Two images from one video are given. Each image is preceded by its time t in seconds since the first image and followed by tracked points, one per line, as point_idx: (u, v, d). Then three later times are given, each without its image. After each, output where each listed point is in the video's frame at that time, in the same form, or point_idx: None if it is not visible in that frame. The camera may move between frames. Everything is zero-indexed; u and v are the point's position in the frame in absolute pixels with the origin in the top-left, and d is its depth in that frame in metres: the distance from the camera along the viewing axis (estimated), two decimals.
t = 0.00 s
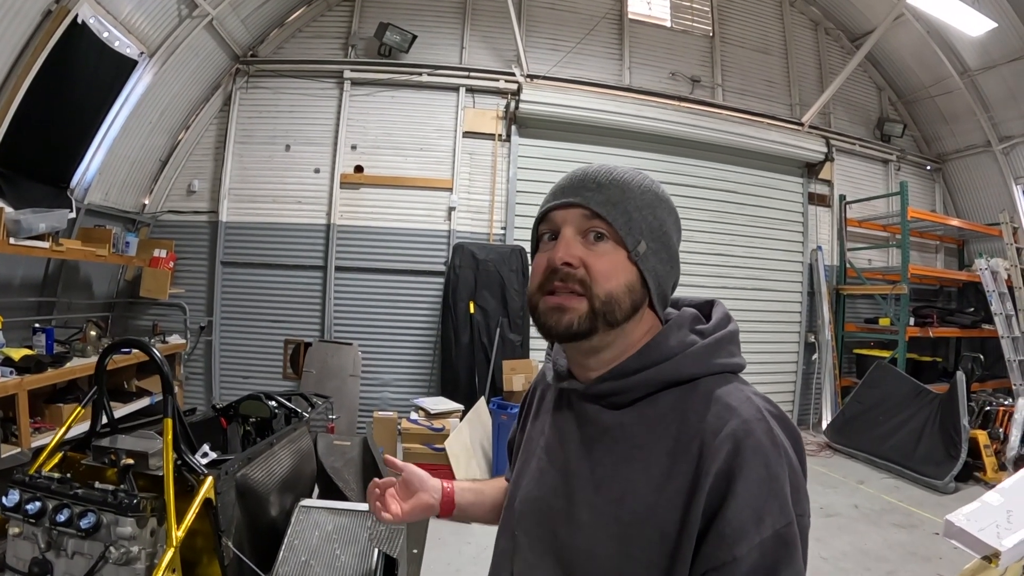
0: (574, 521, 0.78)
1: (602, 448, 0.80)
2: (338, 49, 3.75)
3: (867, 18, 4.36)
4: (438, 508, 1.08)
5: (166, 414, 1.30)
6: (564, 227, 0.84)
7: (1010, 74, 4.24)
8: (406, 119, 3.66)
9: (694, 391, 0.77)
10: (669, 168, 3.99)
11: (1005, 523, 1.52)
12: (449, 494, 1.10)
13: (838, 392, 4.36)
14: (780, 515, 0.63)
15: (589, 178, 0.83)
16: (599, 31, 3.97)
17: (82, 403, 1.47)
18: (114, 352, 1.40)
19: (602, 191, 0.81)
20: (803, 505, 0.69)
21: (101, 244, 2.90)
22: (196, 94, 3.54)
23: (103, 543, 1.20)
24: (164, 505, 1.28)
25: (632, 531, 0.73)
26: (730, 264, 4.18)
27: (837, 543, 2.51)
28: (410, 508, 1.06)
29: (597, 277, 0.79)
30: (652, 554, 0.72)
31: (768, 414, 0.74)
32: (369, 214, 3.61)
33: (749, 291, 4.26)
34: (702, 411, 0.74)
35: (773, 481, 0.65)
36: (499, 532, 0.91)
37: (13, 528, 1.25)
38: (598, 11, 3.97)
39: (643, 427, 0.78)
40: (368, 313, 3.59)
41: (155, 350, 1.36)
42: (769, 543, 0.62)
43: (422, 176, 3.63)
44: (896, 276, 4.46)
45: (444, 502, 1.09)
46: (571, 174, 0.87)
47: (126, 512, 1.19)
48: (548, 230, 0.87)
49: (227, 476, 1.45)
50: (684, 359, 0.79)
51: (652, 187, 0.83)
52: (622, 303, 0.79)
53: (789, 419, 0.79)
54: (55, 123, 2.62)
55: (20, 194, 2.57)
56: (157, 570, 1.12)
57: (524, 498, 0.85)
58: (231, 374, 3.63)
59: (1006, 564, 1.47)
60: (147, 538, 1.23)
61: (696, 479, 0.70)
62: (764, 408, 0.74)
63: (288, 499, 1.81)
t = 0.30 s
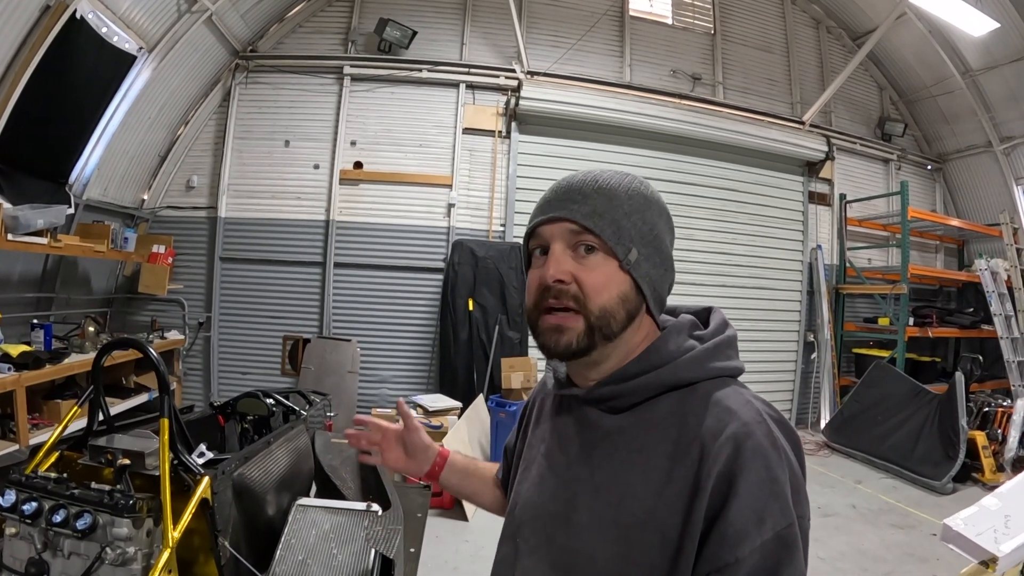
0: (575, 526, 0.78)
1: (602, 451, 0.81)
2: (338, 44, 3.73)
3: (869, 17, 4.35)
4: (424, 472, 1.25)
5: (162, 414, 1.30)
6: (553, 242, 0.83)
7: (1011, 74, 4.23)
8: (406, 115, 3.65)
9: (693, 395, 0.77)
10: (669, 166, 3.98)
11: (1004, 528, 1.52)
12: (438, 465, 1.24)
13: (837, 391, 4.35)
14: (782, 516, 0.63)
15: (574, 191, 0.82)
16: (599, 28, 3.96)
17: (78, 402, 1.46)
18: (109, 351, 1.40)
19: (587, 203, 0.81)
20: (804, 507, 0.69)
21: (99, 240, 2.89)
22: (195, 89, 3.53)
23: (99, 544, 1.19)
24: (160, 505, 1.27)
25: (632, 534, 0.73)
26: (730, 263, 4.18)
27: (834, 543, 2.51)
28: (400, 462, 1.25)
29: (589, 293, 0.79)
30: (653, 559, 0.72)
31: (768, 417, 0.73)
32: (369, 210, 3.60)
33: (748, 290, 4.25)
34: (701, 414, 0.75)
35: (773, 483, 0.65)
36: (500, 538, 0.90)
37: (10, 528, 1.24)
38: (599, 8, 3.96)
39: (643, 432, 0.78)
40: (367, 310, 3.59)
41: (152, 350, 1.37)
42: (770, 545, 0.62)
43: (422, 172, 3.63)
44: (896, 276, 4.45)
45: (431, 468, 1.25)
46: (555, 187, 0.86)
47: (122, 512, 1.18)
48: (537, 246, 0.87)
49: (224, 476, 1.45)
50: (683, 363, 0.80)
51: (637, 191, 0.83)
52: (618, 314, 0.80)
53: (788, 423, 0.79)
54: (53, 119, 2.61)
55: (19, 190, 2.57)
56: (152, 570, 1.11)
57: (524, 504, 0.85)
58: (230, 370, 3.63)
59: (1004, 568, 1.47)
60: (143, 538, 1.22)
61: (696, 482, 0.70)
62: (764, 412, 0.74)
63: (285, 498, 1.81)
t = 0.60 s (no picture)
0: (570, 530, 0.78)
1: (595, 455, 0.81)
2: (339, 39, 3.72)
3: (872, 14, 4.33)
4: (437, 460, 1.25)
5: (157, 410, 1.30)
6: (547, 234, 0.84)
7: (1014, 74, 4.21)
8: (406, 111, 3.64)
9: (687, 397, 0.77)
10: (670, 163, 3.97)
11: (1004, 531, 1.52)
12: (453, 455, 1.24)
13: (837, 390, 4.34)
14: (778, 519, 0.62)
15: (567, 185, 0.84)
16: (601, 24, 3.94)
17: (73, 398, 1.46)
18: (104, 348, 1.40)
19: (582, 196, 0.83)
20: (799, 508, 0.68)
21: (98, 235, 2.89)
22: (196, 84, 3.52)
23: (93, 541, 1.19)
24: (154, 503, 1.27)
25: (627, 538, 0.73)
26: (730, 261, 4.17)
27: (833, 543, 2.51)
28: (416, 446, 1.27)
29: (584, 282, 0.79)
30: (649, 562, 0.72)
31: (763, 419, 0.73)
32: (369, 206, 3.59)
33: (749, 288, 4.24)
34: (695, 417, 0.74)
35: (768, 486, 0.64)
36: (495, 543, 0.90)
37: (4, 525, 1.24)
38: (601, 4, 3.94)
39: (636, 434, 0.78)
40: (367, 306, 3.58)
41: (147, 347, 1.37)
42: (766, 549, 0.61)
43: (422, 168, 3.62)
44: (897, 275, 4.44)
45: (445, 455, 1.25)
46: (549, 183, 0.88)
47: (116, 510, 1.17)
48: (530, 240, 0.88)
49: (219, 473, 1.45)
50: (676, 363, 0.80)
51: (629, 191, 0.86)
52: (612, 305, 0.80)
53: (783, 423, 0.79)
54: (52, 114, 2.60)
55: (18, 184, 2.57)
56: (146, 568, 1.11)
57: (518, 508, 0.85)
58: (229, 366, 3.63)
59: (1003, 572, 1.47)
60: (137, 536, 1.21)
61: (691, 485, 0.70)
62: (759, 413, 0.74)
63: (282, 495, 1.81)
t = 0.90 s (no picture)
0: (570, 537, 0.78)
1: (596, 462, 0.81)
2: (340, 37, 3.71)
3: (876, 14, 4.31)
4: (426, 481, 1.24)
5: (157, 412, 1.31)
6: (550, 237, 0.85)
7: (1018, 74, 4.20)
8: (408, 109, 3.64)
9: (688, 404, 0.78)
10: (672, 162, 3.96)
11: (1003, 538, 1.52)
12: (442, 475, 1.24)
13: (837, 390, 4.34)
14: (778, 525, 0.63)
15: (573, 190, 0.85)
16: (604, 22, 3.93)
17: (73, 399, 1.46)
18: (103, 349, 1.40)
19: (585, 200, 0.84)
20: (800, 514, 0.69)
21: (98, 233, 2.88)
22: (197, 81, 3.52)
23: (93, 543, 1.19)
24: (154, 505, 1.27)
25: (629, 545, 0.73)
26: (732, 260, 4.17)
27: (832, 544, 2.51)
28: (403, 470, 1.24)
29: (585, 282, 0.79)
30: (650, 568, 0.72)
31: (762, 425, 0.74)
32: (370, 204, 3.59)
33: (750, 287, 4.24)
34: (696, 424, 0.75)
35: (769, 491, 0.64)
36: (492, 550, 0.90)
37: (4, 527, 1.24)
38: (604, 2, 3.93)
39: (637, 441, 0.79)
40: (367, 303, 3.58)
41: (147, 348, 1.37)
42: (767, 554, 0.62)
43: (423, 166, 3.61)
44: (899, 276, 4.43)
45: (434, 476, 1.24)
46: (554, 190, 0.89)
47: (115, 512, 1.17)
48: (534, 242, 0.89)
49: (219, 474, 1.45)
50: (678, 372, 0.80)
51: (633, 200, 0.87)
52: (612, 307, 0.80)
53: (781, 429, 0.80)
54: (53, 111, 2.60)
55: (18, 181, 2.56)
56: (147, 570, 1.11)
57: (517, 516, 0.85)
58: (229, 363, 3.63)
59: None
60: (136, 538, 1.21)
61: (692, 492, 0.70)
62: (759, 420, 0.75)
63: (281, 495, 1.81)
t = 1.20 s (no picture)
0: (568, 543, 0.77)
1: (593, 466, 0.80)
2: (342, 34, 3.70)
3: (879, 12, 4.30)
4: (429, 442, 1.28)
5: (155, 411, 1.31)
6: (549, 240, 0.85)
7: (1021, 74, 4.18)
8: (410, 106, 3.63)
9: (686, 409, 0.77)
10: (673, 161, 3.96)
11: (1002, 541, 1.52)
12: (445, 438, 1.28)
13: (838, 390, 4.33)
14: (777, 530, 0.62)
15: (571, 193, 0.85)
16: (606, 20, 3.92)
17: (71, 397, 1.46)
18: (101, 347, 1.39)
19: (583, 203, 0.83)
20: (799, 519, 0.68)
21: (99, 230, 2.88)
22: (198, 78, 3.52)
23: (91, 541, 1.19)
24: (152, 503, 1.27)
25: (627, 550, 0.73)
26: (733, 259, 4.16)
27: (831, 544, 2.51)
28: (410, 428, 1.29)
29: (586, 287, 0.79)
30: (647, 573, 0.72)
31: (761, 429, 0.73)
32: (371, 201, 3.58)
33: (751, 286, 4.23)
34: (694, 428, 0.74)
35: (769, 496, 0.63)
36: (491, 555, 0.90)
37: (3, 524, 1.24)
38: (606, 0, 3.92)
39: (635, 445, 0.78)
40: (368, 301, 3.58)
41: (146, 347, 1.37)
42: (766, 560, 0.61)
43: (425, 163, 3.61)
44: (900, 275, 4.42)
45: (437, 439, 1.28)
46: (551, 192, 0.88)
47: (113, 511, 1.17)
48: (532, 245, 0.88)
49: (217, 473, 1.45)
50: (675, 376, 0.80)
51: (630, 203, 0.87)
52: (612, 312, 0.80)
53: (781, 433, 0.79)
54: (53, 108, 2.59)
55: (18, 178, 2.56)
56: (145, 569, 1.11)
57: (516, 520, 0.85)
58: (230, 360, 3.63)
59: None
60: (134, 537, 1.22)
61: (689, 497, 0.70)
62: (758, 425, 0.74)
63: (280, 493, 1.81)
